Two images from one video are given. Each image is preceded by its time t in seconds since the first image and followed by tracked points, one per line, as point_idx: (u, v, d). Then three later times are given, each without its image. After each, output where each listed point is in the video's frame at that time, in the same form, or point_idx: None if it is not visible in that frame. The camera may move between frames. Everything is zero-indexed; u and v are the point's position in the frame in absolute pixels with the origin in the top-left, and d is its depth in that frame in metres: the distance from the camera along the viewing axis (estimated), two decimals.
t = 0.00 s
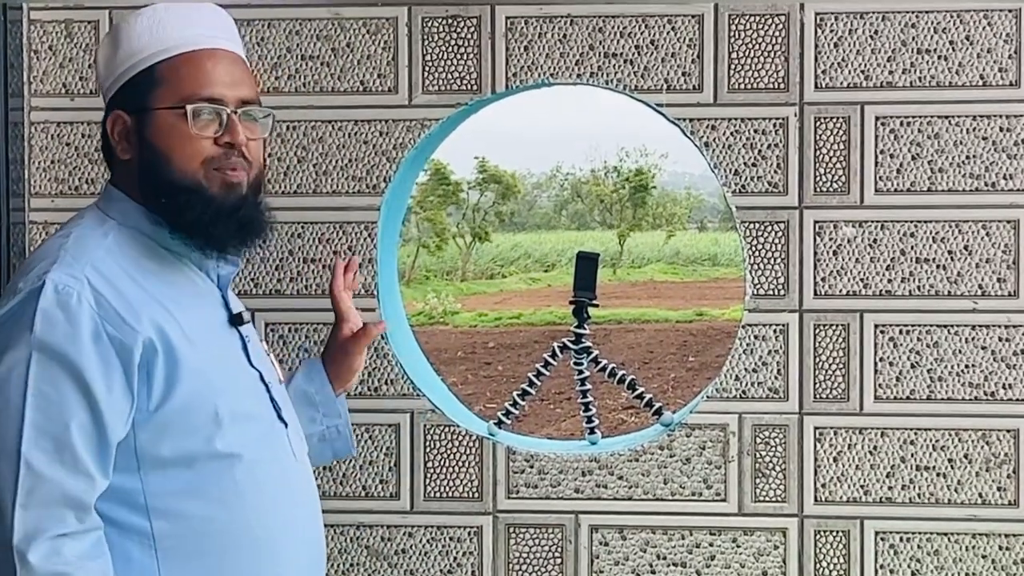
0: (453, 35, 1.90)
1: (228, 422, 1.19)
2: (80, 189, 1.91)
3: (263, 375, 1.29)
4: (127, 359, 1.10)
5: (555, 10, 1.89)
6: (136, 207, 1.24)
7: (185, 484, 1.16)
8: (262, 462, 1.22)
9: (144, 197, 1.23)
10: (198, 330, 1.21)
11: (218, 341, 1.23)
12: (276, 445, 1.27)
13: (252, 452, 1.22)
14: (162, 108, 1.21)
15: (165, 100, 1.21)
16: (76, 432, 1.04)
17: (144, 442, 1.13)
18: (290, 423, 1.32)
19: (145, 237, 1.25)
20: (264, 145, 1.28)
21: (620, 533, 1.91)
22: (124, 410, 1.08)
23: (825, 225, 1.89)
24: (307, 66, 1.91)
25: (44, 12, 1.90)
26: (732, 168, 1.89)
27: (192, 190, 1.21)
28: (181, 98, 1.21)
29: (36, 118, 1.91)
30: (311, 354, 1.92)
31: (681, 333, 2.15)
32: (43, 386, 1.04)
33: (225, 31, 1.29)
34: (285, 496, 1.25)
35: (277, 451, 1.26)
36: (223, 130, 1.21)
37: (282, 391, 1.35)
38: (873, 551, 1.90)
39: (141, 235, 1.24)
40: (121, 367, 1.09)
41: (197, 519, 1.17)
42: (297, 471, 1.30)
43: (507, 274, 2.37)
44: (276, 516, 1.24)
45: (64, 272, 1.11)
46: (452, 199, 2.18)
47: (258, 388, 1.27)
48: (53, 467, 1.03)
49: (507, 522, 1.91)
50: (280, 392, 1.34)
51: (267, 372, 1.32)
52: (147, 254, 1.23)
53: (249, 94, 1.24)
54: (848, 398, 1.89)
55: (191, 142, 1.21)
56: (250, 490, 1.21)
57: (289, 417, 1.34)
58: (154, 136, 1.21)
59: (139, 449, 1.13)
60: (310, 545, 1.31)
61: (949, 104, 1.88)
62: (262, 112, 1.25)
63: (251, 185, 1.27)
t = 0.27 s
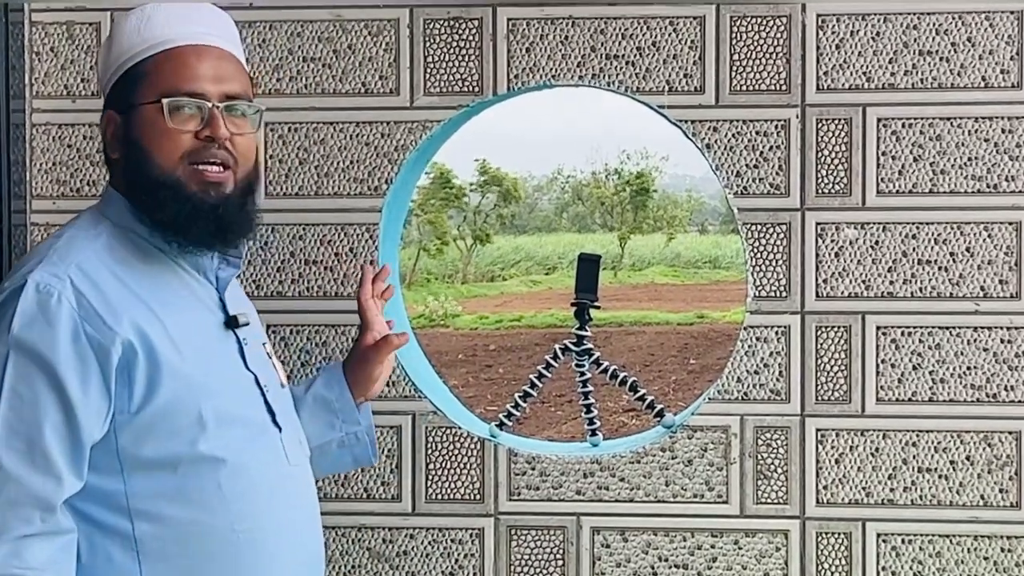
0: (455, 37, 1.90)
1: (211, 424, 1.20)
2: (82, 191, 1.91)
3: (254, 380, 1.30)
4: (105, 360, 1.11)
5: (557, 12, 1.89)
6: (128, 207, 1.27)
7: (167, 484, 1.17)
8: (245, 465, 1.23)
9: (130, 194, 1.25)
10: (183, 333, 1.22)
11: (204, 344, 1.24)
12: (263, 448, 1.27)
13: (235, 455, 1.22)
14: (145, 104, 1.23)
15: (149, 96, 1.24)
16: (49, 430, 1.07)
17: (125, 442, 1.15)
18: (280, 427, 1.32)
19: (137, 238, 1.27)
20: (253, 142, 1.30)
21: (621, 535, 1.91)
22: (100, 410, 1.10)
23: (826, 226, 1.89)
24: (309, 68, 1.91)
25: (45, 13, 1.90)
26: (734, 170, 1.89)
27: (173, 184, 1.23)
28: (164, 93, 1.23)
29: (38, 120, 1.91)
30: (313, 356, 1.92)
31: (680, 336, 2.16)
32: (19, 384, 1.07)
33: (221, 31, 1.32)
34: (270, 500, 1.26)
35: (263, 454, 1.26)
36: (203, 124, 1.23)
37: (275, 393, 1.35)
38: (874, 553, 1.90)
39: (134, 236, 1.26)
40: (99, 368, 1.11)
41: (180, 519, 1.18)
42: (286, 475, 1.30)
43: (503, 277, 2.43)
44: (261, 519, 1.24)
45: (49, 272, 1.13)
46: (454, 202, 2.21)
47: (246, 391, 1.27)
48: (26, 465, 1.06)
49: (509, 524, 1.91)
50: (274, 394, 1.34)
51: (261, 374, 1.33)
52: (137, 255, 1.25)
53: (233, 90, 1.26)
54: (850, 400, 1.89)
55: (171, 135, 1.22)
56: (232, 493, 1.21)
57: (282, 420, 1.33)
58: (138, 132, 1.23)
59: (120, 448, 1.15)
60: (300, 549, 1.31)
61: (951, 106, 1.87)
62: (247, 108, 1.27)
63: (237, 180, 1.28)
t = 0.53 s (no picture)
0: (458, 40, 1.90)
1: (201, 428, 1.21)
2: (86, 195, 1.91)
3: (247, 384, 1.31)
4: (93, 364, 1.13)
5: (561, 15, 1.89)
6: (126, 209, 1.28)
7: (156, 486, 1.19)
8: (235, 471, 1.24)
9: (127, 196, 1.27)
10: (175, 337, 1.23)
11: (196, 349, 1.25)
12: (254, 454, 1.28)
13: (227, 459, 1.23)
14: (138, 106, 1.24)
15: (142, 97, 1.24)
16: (35, 432, 1.09)
17: (116, 444, 1.16)
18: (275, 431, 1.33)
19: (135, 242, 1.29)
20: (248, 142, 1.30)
21: (625, 539, 1.90)
22: (87, 414, 1.12)
23: (830, 230, 1.89)
24: (312, 72, 1.91)
25: (49, 17, 1.90)
26: (737, 173, 1.89)
27: (167, 186, 1.24)
28: (156, 95, 1.24)
29: (42, 124, 1.91)
30: (317, 359, 1.92)
31: (684, 340, 2.14)
32: (7, 387, 1.09)
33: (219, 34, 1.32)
34: (261, 506, 1.27)
35: (255, 459, 1.27)
36: (197, 126, 1.23)
37: (271, 397, 1.36)
38: (878, 556, 1.90)
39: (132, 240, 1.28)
40: (86, 371, 1.12)
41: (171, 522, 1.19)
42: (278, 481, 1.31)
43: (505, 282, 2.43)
44: (252, 523, 1.25)
45: (39, 275, 1.15)
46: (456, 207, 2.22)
47: (239, 396, 1.28)
48: (13, 467, 1.08)
49: (513, 527, 1.91)
50: (270, 398, 1.35)
51: (257, 378, 1.34)
52: (132, 259, 1.26)
53: (226, 91, 1.26)
54: (854, 403, 1.89)
55: (165, 138, 1.23)
56: (222, 498, 1.22)
57: (277, 424, 1.34)
58: (132, 134, 1.24)
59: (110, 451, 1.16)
60: (293, 553, 1.32)
61: (955, 109, 1.87)
62: (240, 108, 1.27)
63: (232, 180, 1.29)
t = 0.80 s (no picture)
0: (463, 47, 1.90)
1: (185, 436, 1.24)
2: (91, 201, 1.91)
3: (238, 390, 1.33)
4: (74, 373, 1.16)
5: (565, 22, 1.89)
6: (122, 219, 1.32)
7: (141, 494, 1.22)
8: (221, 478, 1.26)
9: (123, 204, 1.31)
10: (161, 347, 1.26)
11: (183, 357, 1.27)
12: (242, 461, 1.30)
13: (211, 466, 1.26)
14: (135, 111, 1.28)
15: (138, 102, 1.28)
16: (15, 438, 1.13)
17: (100, 452, 1.20)
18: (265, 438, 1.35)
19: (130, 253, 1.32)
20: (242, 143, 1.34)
21: (630, 545, 1.90)
22: (68, 421, 1.16)
23: (835, 236, 1.89)
24: (317, 78, 1.91)
25: (54, 23, 1.90)
26: (742, 180, 1.89)
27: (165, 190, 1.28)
28: (152, 98, 1.28)
29: (47, 130, 1.91)
30: (321, 365, 1.93)
31: (689, 344, 2.11)
32: None
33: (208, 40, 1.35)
34: (247, 513, 1.29)
35: (242, 467, 1.29)
36: (194, 129, 1.27)
37: (264, 402, 1.38)
38: (883, 563, 1.90)
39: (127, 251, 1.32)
40: (67, 380, 1.16)
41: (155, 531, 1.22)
42: (267, 488, 1.32)
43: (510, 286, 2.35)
44: (237, 530, 1.27)
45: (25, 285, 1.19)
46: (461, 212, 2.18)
47: (227, 403, 1.30)
48: None
49: (518, 533, 1.91)
50: (263, 405, 1.37)
51: (249, 385, 1.35)
52: (123, 271, 1.30)
53: (220, 93, 1.30)
54: (858, 409, 1.89)
55: (163, 141, 1.27)
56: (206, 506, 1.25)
57: (268, 431, 1.36)
58: (128, 139, 1.28)
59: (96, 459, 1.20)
60: (283, 560, 1.34)
61: (960, 115, 1.87)
62: (235, 110, 1.31)
63: (229, 181, 1.33)
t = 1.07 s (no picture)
0: (468, 52, 1.90)
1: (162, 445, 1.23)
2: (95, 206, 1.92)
3: (225, 397, 1.32)
4: (47, 382, 1.17)
5: (570, 27, 1.89)
6: (114, 222, 1.31)
7: (119, 501, 1.22)
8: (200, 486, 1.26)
9: (116, 209, 1.30)
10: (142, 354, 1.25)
11: (165, 364, 1.27)
12: (223, 470, 1.29)
13: (190, 476, 1.25)
14: (132, 117, 1.28)
15: (133, 109, 1.28)
16: None
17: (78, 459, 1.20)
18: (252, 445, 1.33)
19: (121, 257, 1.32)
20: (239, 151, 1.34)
21: (635, 550, 1.90)
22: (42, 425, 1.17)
23: (840, 240, 1.89)
24: (322, 83, 1.91)
25: (58, 28, 1.90)
26: (747, 184, 1.88)
27: (160, 198, 1.28)
28: (148, 106, 1.28)
29: (52, 135, 1.92)
30: (326, 370, 1.93)
31: (694, 349, 2.11)
32: None
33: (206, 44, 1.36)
34: (227, 522, 1.28)
35: (223, 476, 1.29)
36: (192, 137, 1.27)
37: (256, 410, 1.36)
38: (889, 567, 1.90)
39: (118, 254, 1.31)
40: (40, 386, 1.17)
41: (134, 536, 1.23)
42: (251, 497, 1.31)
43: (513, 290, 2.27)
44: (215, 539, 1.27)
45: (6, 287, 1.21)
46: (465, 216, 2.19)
47: (211, 411, 1.29)
48: None
49: (523, 538, 1.91)
50: (252, 412, 1.35)
51: (238, 392, 1.34)
52: (111, 275, 1.29)
53: (218, 101, 1.30)
54: (863, 414, 1.89)
55: (160, 148, 1.27)
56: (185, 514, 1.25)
57: (256, 438, 1.34)
58: (124, 146, 1.28)
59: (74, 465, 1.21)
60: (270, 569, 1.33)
61: (965, 120, 1.87)
62: (232, 118, 1.31)
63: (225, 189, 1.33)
